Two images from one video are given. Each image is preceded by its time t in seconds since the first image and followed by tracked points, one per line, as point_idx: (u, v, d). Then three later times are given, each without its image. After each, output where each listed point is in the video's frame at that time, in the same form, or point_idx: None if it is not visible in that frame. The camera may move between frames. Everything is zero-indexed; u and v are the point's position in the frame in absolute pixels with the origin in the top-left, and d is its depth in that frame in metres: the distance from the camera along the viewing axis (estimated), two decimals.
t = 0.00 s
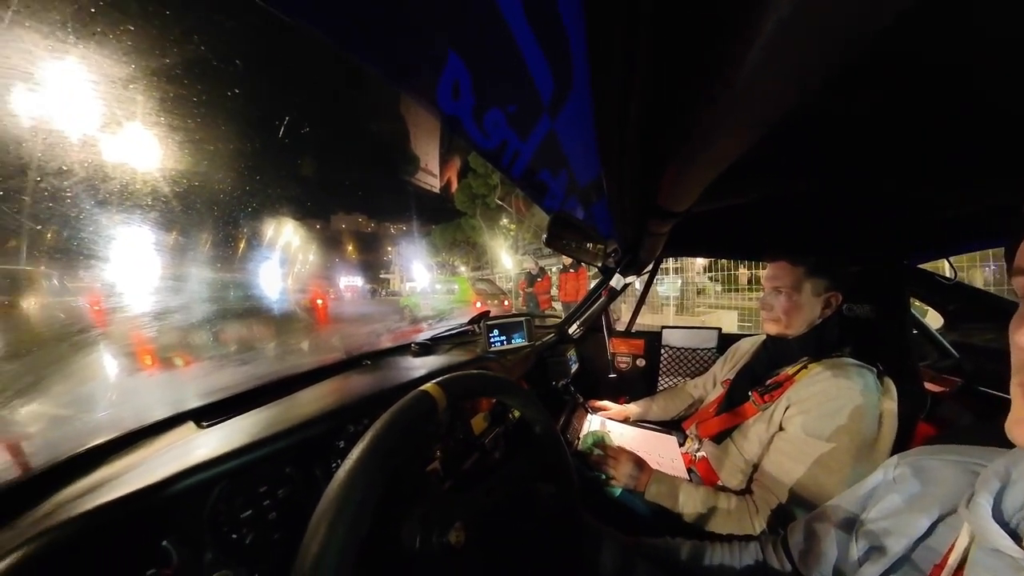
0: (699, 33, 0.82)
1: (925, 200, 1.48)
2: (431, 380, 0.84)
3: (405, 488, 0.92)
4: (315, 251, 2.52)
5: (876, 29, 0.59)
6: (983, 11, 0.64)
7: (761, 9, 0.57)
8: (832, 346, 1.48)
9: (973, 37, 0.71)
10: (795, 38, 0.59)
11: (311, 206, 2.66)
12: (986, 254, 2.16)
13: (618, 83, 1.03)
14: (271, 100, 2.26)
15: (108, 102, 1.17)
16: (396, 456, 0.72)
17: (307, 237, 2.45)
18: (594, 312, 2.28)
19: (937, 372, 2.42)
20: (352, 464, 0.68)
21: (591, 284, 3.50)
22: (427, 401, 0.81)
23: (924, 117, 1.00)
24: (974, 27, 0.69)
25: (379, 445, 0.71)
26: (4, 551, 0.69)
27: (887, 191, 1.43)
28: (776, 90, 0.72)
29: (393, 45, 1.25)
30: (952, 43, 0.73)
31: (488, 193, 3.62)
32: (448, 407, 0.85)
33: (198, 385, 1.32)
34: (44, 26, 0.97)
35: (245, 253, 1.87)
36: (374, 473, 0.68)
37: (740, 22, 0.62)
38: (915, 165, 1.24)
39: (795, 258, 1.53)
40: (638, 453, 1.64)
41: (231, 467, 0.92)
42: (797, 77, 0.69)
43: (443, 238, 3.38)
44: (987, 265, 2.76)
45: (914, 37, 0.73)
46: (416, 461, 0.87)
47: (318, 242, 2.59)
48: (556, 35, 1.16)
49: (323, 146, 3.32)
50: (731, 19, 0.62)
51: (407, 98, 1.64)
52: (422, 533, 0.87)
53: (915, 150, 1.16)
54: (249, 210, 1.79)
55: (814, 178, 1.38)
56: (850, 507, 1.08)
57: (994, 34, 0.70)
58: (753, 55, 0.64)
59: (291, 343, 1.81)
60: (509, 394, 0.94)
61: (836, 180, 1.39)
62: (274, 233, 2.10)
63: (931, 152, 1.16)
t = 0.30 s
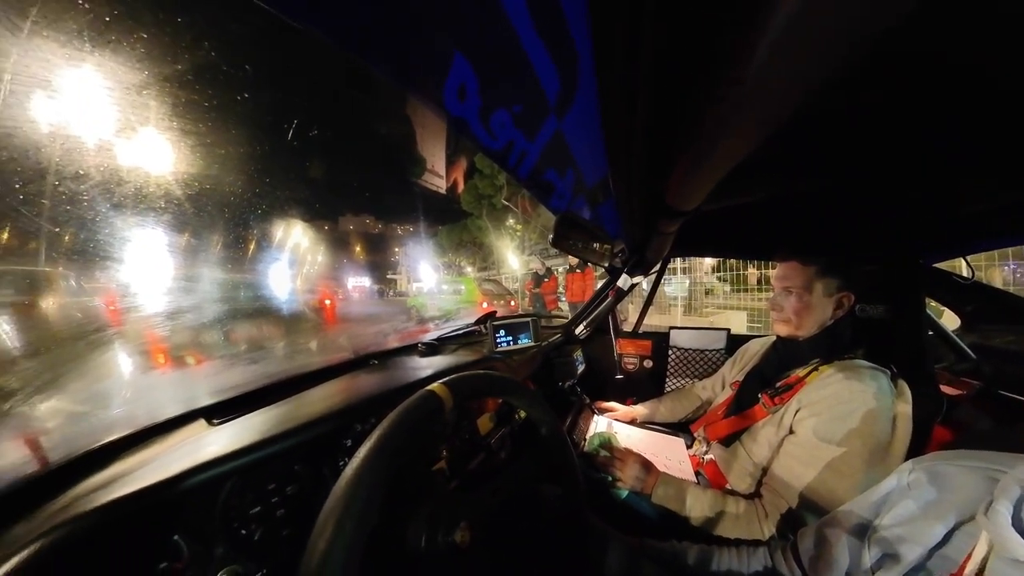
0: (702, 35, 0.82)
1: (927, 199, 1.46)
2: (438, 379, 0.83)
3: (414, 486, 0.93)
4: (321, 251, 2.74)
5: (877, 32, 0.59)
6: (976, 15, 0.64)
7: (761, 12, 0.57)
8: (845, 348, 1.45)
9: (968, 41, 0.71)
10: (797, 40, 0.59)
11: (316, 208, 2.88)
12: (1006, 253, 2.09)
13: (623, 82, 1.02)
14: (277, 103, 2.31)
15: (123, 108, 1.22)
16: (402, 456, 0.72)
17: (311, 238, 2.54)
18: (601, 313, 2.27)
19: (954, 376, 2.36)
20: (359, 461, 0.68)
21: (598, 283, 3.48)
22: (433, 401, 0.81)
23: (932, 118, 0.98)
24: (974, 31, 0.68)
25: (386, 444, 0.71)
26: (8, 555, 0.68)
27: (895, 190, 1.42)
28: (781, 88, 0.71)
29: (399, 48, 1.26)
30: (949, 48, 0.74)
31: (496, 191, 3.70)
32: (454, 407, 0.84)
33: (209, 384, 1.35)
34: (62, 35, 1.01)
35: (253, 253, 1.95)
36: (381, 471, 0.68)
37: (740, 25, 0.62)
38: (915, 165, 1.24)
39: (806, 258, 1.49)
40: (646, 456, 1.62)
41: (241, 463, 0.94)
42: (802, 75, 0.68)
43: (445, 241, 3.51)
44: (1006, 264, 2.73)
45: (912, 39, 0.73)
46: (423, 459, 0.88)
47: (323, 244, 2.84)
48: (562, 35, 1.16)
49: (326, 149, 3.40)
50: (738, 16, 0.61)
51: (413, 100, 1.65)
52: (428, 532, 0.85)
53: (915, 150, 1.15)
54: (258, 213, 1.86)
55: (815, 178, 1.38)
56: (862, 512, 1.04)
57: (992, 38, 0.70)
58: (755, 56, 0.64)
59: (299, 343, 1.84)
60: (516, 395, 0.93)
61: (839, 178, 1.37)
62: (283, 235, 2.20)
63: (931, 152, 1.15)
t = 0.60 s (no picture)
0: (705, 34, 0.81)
1: (932, 199, 1.44)
2: (443, 379, 0.83)
3: (419, 485, 0.93)
4: (328, 253, 2.81)
5: (880, 32, 0.59)
6: (977, 15, 0.64)
7: (764, 11, 0.56)
8: (855, 350, 1.42)
9: (971, 41, 0.71)
10: (800, 40, 0.59)
11: (324, 210, 2.96)
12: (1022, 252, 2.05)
13: (627, 80, 1.01)
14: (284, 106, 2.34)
15: (135, 113, 1.25)
16: (407, 456, 0.72)
17: (317, 238, 2.58)
18: (607, 313, 2.26)
19: (968, 378, 2.31)
20: (364, 461, 0.68)
21: (603, 284, 3.36)
22: (438, 401, 0.80)
23: (941, 116, 0.96)
24: (976, 32, 0.68)
25: (391, 444, 0.71)
26: (22, 548, 0.71)
27: (908, 189, 1.39)
28: (786, 88, 0.70)
29: (403, 49, 1.27)
30: (949, 49, 0.73)
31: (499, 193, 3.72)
32: (459, 408, 0.84)
33: (217, 382, 1.37)
34: (74, 42, 1.05)
35: (262, 254, 1.98)
36: (385, 471, 0.68)
37: (743, 25, 0.61)
38: (915, 165, 1.22)
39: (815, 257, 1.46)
40: (651, 457, 1.61)
41: (248, 462, 0.95)
42: (807, 74, 0.67)
43: (451, 241, 3.52)
44: (1020, 264, 2.66)
45: (912, 40, 0.72)
46: (427, 458, 0.88)
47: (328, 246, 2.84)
48: (564, 34, 1.16)
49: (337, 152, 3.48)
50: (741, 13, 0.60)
51: (418, 101, 1.66)
52: (432, 531, 0.86)
53: (915, 149, 1.13)
54: (266, 214, 1.90)
55: (814, 178, 1.37)
56: (873, 519, 1.02)
57: (995, 39, 0.69)
58: (759, 56, 0.63)
59: (306, 343, 1.87)
60: (519, 395, 0.92)
61: (843, 177, 1.35)
62: (290, 236, 2.25)
63: (930, 152, 1.14)
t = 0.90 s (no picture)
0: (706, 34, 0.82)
1: (930, 199, 1.45)
2: (441, 379, 0.83)
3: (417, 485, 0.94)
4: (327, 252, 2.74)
5: (879, 33, 0.59)
6: (972, 17, 0.65)
7: (764, 11, 0.57)
8: (851, 349, 1.43)
9: (966, 43, 0.72)
10: (797, 40, 0.59)
11: (321, 209, 2.96)
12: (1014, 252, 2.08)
13: (627, 80, 1.01)
14: (281, 105, 2.34)
15: (131, 112, 1.23)
16: (406, 455, 0.72)
17: (315, 238, 2.58)
18: (605, 313, 2.26)
19: (963, 377, 2.32)
20: (363, 461, 0.68)
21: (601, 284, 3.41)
22: (436, 401, 0.80)
23: (934, 117, 0.98)
24: (970, 33, 0.69)
25: (389, 443, 0.71)
26: (16, 550, 0.70)
27: (901, 189, 1.41)
28: (785, 88, 0.71)
29: (402, 49, 1.27)
30: (948, 49, 0.74)
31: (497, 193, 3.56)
32: (457, 408, 0.84)
33: (214, 383, 1.37)
34: (69, 39, 1.04)
35: (259, 254, 1.98)
36: (383, 471, 0.68)
37: (743, 25, 0.62)
38: (917, 164, 1.22)
39: (811, 257, 1.47)
40: (649, 457, 1.61)
41: (246, 462, 0.94)
42: (805, 74, 0.68)
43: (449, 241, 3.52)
44: (1014, 263, 2.70)
45: (909, 41, 0.73)
46: (426, 458, 0.88)
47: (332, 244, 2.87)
48: (563, 34, 1.16)
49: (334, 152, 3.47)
50: (740, 13, 0.61)
51: (416, 101, 1.66)
52: (430, 531, 0.86)
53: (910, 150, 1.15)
54: (263, 214, 1.90)
55: (813, 178, 1.37)
56: (869, 516, 1.03)
57: (990, 40, 0.70)
58: (756, 57, 0.64)
59: (304, 343, 1.86)
60: (517, 395, 0.92)
61: (843, 176, 1.36)
62: (288, 235, 2.25)
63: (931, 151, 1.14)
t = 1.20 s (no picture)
0: (704, 34, 0.82)
1: (919, 200, 1.47)
2: (437, 380, 0.82)
3: (414, 486, 0.93)
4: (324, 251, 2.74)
5: (879, 34, 0.59)
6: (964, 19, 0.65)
7: (762, 12, 0.57)
8: (843, 349, 1.45)
9: (959, 45, 0.72)
10: (796, 40, 0.59)
11: (317, 207, 2.94)
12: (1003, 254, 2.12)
13: (624, 81, 1.01)
14: (276, 103, 2.32)
15: (121, 107, 1.22)
16: (402, 455, 0.71)
17: (311, 237, 2.56)
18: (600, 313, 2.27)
19: (953, 375, 2.37)
20: (358, 463, 0.67)
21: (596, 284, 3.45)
22: (432, 400, 0.80)
23: (926, 119, 0.99)
24: (963, 35, 0.70)
25: (385, 444, 0.70)
26: (8, 553, 0.68)
27: (894, 191, 1.43)
28: (781, 90, 0.72)
29: (399, 48, 1.26)
30: (949, 49, 0.74)
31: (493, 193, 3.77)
32: (453, 408, 0.84)
33: (207, 384, 1.35)
34: (59, 34, 1.02)
35: (253, 253, 1.96)
36: (379, 472, 0.67)
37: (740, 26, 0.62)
38: (913, 165, 1.23)
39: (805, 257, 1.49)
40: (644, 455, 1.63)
41: (239, 464, 0.93)
42: (800, 76, 0.69)
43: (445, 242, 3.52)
44: (1003, 265, 2.75)
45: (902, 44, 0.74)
46: (423, 459, 0.88)
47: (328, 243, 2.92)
48: (560, 34, 1.16)
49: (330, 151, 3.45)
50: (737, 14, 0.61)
51: (412, 100, 1.65)
52: (426, 532, 0.85)
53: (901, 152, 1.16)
54: (257, 213, 1.87)
55: (809, 178, 1.39)
56: (861, 513, 1.05)
57: (983, 42, 0.71)
58: (754, 58, 0.64)
59: (299, 344, 1.85)
60: (514, 395, 0.92)
61: (838, 177, 1.37)
62: (282, 235, 2.23)
63: (928, 152, 1.14)
